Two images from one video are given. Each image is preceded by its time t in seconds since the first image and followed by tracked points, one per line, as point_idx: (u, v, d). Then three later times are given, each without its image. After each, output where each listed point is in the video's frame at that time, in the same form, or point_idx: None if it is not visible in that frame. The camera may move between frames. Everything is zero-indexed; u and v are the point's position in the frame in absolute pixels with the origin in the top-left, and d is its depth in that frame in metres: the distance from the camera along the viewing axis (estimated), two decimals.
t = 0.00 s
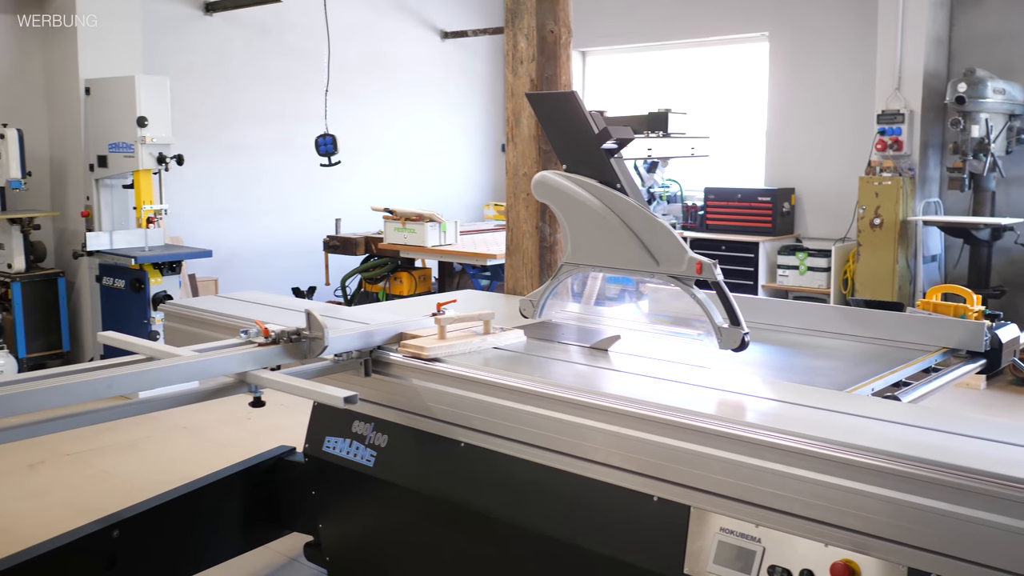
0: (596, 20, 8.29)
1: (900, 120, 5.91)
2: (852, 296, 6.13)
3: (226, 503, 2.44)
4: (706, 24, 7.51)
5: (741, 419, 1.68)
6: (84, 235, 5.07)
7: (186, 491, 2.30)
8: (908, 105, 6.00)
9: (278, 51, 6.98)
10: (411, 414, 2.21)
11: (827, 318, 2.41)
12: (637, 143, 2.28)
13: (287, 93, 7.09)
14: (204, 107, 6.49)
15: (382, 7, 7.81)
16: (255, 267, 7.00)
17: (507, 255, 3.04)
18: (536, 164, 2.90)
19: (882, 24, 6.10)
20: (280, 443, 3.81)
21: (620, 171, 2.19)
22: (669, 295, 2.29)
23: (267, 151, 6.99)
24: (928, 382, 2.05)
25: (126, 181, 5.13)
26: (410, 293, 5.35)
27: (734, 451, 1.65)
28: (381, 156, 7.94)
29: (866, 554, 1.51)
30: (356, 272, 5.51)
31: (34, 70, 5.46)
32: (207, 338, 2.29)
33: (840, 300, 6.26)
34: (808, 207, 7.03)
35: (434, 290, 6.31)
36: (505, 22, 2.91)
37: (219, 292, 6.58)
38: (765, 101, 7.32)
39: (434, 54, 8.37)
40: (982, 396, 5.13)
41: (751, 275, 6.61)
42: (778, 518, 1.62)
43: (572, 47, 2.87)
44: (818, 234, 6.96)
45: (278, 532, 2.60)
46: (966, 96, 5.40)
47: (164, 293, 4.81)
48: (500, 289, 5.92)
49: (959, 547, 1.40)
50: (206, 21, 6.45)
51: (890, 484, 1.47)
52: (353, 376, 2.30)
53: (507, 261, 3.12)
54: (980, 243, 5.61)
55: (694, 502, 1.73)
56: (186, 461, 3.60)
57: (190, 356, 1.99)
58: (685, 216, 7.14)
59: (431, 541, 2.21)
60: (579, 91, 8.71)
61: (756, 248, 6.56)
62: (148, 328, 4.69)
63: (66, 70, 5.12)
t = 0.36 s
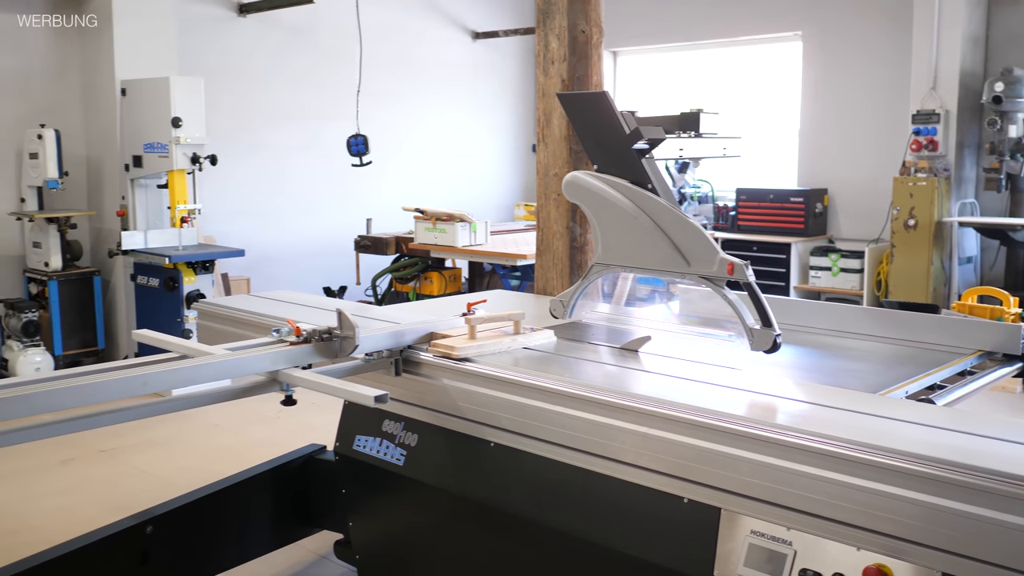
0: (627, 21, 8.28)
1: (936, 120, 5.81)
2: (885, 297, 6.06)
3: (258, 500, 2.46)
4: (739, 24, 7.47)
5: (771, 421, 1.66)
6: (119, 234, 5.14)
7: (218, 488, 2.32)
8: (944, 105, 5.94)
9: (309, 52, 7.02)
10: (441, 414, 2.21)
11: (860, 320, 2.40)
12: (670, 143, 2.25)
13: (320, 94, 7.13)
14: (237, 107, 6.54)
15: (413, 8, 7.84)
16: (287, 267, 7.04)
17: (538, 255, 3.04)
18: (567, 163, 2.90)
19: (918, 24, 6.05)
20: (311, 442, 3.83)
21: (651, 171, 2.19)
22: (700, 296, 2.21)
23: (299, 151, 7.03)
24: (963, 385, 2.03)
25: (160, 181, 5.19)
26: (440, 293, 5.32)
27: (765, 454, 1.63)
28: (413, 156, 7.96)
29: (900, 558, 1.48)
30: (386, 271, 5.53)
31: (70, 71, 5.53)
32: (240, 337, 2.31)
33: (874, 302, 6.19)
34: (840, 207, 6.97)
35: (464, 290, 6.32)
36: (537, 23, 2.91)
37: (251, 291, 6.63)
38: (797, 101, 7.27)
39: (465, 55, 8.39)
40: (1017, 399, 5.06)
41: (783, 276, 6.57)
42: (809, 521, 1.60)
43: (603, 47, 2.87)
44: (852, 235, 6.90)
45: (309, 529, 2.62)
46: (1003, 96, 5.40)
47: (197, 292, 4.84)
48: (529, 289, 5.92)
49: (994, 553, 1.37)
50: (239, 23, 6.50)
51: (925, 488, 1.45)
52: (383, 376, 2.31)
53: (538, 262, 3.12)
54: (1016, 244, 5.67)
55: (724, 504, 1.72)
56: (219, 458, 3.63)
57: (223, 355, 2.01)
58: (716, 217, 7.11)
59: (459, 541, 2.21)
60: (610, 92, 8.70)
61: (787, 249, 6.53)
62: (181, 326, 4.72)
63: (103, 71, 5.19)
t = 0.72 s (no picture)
0: (655, 20, 8.26)
1: (967, 120, 5.80)
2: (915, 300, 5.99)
3: (285, 497, 2.48)
4: (767, 23, 7.43)
5: (799, 423, 1.65)
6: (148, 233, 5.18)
7: (246, 485, 2.34)
8: (976, 104, 5.87)
9: (338, 52, 7.05)
10: (467, 413, 2.22)
11: (890, 321, 2.37)
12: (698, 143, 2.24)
13: (347, 94, 7.16)
14: (265, 107, 6.58)
15: (440, 8, 7.85)
16: (314, 266, 7.08)
17: (564, 255, 3.04)
18: (593, 164, 2.89)
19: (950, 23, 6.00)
20: (338, 440, 3.85)
21: (678, 171, 2.18)
22: (728, 297, 2.18)
23: (325, 151, 7.05)
24: (994, 389, 2.00)
25: (189, 181, 5.23)
26: (466, 293, 5.31)
27: (792, 456, 1.62)
28: (439, 156, 7.98)
29: (929, 563, 1.46)
30: (412, 271, 5.55)
31: (102, 71, 5.59)
32: (268, 336, 2.32)
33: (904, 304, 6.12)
34: (869, 208, 6.91)
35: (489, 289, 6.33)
36: (564, 23, 2.92)
37: (279, 290, 6.68)
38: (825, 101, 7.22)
39: (491, 54, 8.39)
40: None
41: (811, 278, 6.53)
42: (837, 524, 1.58)
43: (631, 47, 2.86)
44: (882, 236, 6.83)
45: (335, 527, 2.63)
46: None
47: (226, 291, 4.86)
48: (555, 289, 5.93)
49: None
50: (267, 24, 6.53)
51: (955, 492, 1.43)
52: (409, 375, 2.32)
53: (564, 262, 3.12)
54: None
55: (751, 506, 1.70)
56: (247, 456, 3.66)
57: (251, 354, 2.02)
58: (743, 218, 7.09)
59: (485, 540, 2.21)
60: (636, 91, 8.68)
61: (816, 250, 6.49)
62: (209, 325, 4.75)
63: (135, 71, 5.24)
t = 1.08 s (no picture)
0: (683, 20, 8.25)
1: (1000, 120, 5.70)
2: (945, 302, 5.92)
3: (312, 495, 2.49)
4: (797, 22, 7.39)
5: (827, 426, 1.64)
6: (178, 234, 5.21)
7: (274, 483, 2.35)
8: (1008, 104, 5.80)
9: (367, 52, 7.07)
10: (493, 414, 2.22)
11: (920, 323, 2.35)
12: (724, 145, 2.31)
13: (377, 94, 7.19)
14: (294, 108, 6.62)
15: (468, 9, 7.87)
16: (343, 266, 7.11)
17: (591, 255, 3.04)
18: (621, 164, 2.89)
19: (984, 23, 5.94)
20: (364, 439, 3.87)
21: (706, 172, 2.17)
22: (755, 298, 2.17)
23: (353, 151, 7.08)
24: None
25: (218, 181, 5.27)
26: (493, 292, 5.33)
27: (820, 458, 1.61)
28: (467, 156, 8.00)
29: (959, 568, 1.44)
30: (438, 271, 5.57)
31: (133, 72, 5.65)
32: (297, 336, 2.34)
33: (933, 306, 6.06)
34: (900, 210, 6.85)
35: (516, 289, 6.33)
36: (592, 23, 2.92)
37: (307, 289, 6.71)
38: (855, 101, 7.17)
39: (519, 54, 8.39)
40: None
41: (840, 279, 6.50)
42: (866, 527, 1.56)
43: (659, 47, 2.84)
44: (913, 237, 6.77)
45: (362, 526, 2.64)
46: None
47: (254, 290, 4.88)
48: (581, 289, 5.92)
49: None
50: (296, 25, 6.57)
51: (986, 496, 1.41)
52: (436, 375, 2.33)
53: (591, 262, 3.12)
54: None
55: (777, 509, 1.69)
56: (274, 454, 3.68)
57: (279, 352, 2.03)
58: (772, 218, 7.08)
59: (510, 540, 2.21)
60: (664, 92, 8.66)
61: (845, 252, 6.46)
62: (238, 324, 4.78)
63: (166, 72, 5.28)
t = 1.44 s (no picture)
0: (709, 20, 8.23)
1: None
2: (975, 304, 5.79)
3: (337, 493, 2.50)
4: (826, 22, 7.35)
5: (856, 428, 1.63)
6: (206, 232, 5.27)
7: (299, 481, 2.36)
8: None
9: (393, 53, 7.09)
10: (518, 414, 2.22)
11: (950, 326, 2.33)
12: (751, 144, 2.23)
13: (403, 94, 7.21)
14: (320, 109, 6.65)
15: (494, 10, 7.87)
16: (369, 265, 7.14)
17: (616, 256, 3.03)
18: (647, 165, 2.88)
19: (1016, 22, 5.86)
20: (389, 438, 3.88)
21: (732, 172, 2.16)
22: (782, 300, 2.16)
23: (379, 151, 7.10)
24: None
25: (245, 181, 5.32)
26: (518, 293, 5.33)
27: (848, 461, 1.59)
28: (492, 157, 8.01)
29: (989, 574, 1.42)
30: (463, 271, 5.59)
31: (162, 73, 5.70)
32: (323, 336, 2.35)
33: (962, 308, 5.91)
34: (928, 211, 6.76)
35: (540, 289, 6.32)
36: (618, 23, 2.91)
37: (332, 289, 6.74)
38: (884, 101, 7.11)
39: (544, 54, 8.38)
40: None
41: (867, 281, 6.45)
42: (894, 532, 1.54)
43: (685, 47, 2.84)
44: (940, 238, 6.70)
45: (385, 525, 2.65)
46: None
47: (280, 289, 4.91)
48: (607, 289, 5.91)
49: None
50: (322, 25, 6.59)
51: (1017, 502, 1.39)
52: (461, 375, 2.33)
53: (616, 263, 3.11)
54: None
55: (804, 512, 1.68)
56: (299, 452, 3.70)
57: (305, 351, 2.04)
58: (799, 219, 7.05)
59: (534, 540, 2.21)
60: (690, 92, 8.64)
61: (873, 253, 6.41)
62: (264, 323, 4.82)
63: (194, 72, 5.32)
